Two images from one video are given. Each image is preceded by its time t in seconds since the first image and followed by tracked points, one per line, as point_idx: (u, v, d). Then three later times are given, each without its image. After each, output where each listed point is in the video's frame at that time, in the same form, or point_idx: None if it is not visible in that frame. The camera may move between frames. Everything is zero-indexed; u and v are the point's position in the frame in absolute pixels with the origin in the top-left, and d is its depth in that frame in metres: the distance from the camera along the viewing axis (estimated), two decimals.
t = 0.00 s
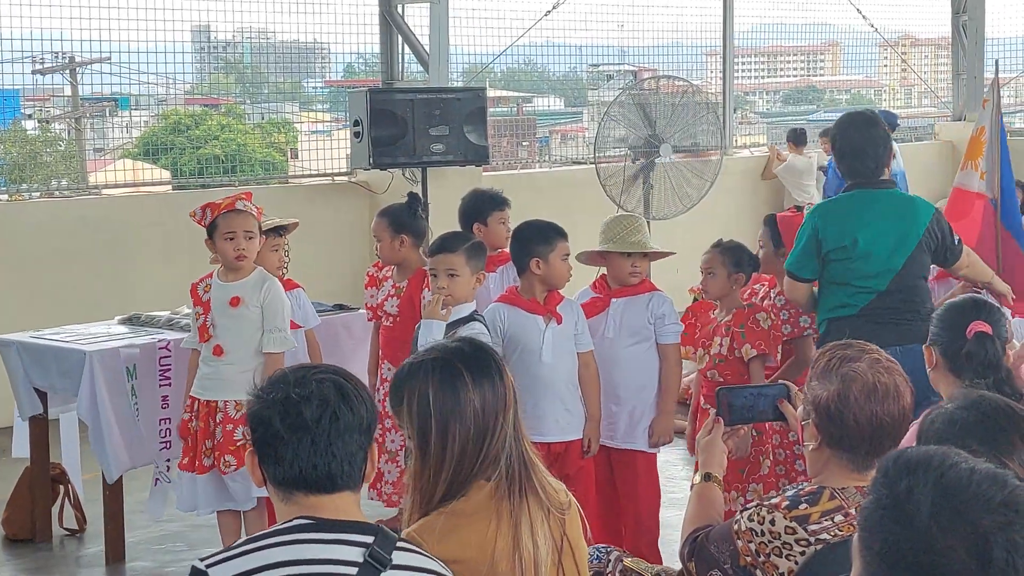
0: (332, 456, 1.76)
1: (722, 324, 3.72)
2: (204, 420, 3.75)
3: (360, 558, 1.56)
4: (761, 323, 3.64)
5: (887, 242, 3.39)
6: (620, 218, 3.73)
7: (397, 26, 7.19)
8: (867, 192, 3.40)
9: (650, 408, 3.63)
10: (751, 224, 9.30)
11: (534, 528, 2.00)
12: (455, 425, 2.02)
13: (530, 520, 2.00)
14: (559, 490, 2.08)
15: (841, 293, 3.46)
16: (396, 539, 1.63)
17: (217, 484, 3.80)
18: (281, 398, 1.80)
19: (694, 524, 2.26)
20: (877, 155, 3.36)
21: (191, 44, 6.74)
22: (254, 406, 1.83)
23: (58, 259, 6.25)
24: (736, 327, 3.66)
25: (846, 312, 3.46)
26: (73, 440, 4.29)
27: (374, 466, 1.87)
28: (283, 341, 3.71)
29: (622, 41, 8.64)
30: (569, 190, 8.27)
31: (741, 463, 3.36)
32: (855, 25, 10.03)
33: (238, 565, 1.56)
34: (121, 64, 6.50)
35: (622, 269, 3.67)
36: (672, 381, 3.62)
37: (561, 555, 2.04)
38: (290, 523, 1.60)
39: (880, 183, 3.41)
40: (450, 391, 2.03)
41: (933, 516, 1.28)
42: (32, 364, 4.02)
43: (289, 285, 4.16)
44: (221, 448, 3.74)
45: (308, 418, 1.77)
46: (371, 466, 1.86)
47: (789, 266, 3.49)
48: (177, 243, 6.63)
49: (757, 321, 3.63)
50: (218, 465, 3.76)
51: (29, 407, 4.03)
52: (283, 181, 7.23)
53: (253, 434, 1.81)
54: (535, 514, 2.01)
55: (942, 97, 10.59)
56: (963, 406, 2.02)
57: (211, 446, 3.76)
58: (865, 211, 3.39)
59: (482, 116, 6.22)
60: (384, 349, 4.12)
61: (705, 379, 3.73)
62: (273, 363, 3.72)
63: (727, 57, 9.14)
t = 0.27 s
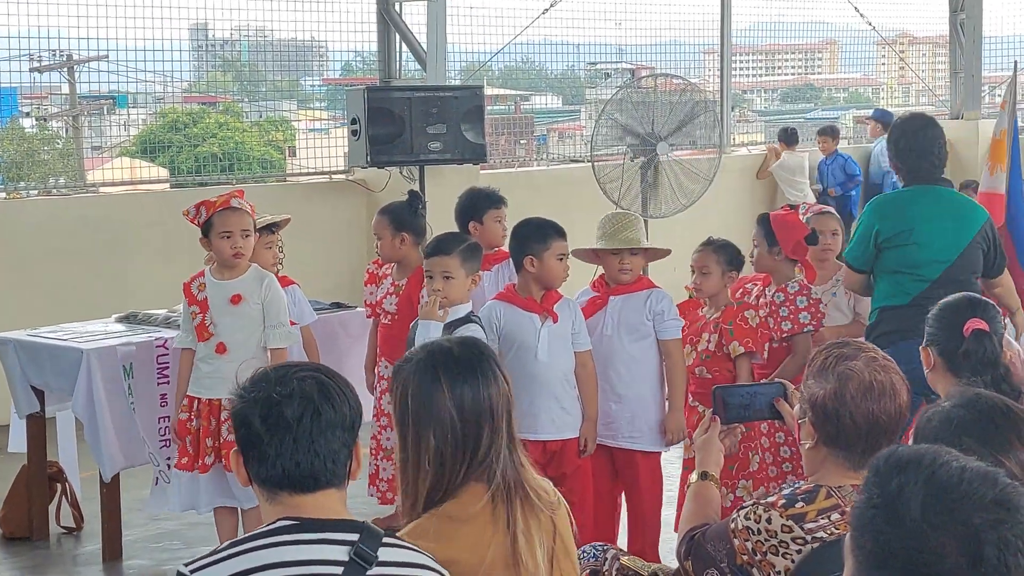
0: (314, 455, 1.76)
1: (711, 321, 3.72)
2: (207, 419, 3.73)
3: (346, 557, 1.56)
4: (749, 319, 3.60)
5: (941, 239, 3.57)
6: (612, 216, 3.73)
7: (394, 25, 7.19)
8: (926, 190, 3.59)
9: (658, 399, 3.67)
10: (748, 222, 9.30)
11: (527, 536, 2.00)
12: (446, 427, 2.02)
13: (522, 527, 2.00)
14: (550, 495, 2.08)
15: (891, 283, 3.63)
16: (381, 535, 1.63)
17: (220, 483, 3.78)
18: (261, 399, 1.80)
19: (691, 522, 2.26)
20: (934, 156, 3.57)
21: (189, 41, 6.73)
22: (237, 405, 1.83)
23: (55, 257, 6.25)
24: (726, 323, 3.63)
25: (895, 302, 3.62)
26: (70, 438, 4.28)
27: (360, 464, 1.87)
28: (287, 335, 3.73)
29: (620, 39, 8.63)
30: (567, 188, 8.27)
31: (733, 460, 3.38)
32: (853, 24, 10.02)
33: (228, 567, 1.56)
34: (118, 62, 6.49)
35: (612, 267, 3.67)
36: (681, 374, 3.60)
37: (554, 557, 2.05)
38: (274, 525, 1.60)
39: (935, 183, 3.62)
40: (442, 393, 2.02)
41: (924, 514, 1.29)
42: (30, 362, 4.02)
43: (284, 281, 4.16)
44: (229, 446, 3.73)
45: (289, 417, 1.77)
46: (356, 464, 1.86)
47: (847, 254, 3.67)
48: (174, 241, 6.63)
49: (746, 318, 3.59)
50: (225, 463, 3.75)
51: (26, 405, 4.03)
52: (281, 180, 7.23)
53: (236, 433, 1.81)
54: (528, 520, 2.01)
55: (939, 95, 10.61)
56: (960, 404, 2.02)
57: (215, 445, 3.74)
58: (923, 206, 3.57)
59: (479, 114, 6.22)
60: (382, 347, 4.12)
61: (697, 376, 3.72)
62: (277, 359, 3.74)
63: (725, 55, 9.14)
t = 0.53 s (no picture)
0: (310, 452, 1.76)
1: (711, 318, 3.71)
2: (214, 416, 3.73)
3: (344, 555, 1.56)
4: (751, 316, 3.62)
5: (970, 228, 3.65)
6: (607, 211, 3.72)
7: (393, 22, 7.18)
8: (959, 181, 3.67)
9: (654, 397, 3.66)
10: (747, 220, 9.31)
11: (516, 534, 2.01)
12: (431, 425, 2.05)
13: (510, 526, 2.01)
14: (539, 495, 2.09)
15: (919, 269, 3.72)
16: (380, 532, 1.63)
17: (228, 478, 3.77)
18: (256, 397, 1.81)
19: (690, 520, 2.27)
20: (970, 148, 3.65)
21: (188, 38, 6.73)
22: (233, 402, 1.84)
23: (54, 253, 6.25)
24: (728, 322, 3.63)
25: (923, 288, 3.70)
26: (68, 434, 4.28)
27: (358, 461, 1.87)
28: (290, 329, 3.78)
29: (619, 36, 8.62)
30: (566, 185, 8.27)
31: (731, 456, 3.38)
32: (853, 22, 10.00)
33: (226, 567, 1.57)
34: (118, 59, 6.49)
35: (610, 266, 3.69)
36: (674, 374, 3.59)
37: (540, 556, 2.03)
38: (272, 523, 1.60)
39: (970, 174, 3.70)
40: (427, 391, 2.06)
41: (921, 510, 1.32)
42: (28, 358, 4.03)
43: (283, 277, 4.15)
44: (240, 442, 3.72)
45: (283, 415, 1.78)
46: (354, 462, 1.86)
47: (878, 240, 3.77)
48: (173, 238, 6.63)
49: (748, 316, 3.60)
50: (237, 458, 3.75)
51: (24, 402, 4.03)
52: (280, 177, 7.23)
53: (232, 432, 1.82)
54: (516, 519, 2.02)
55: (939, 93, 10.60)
56: (957, 401, 2.03)
57: (224, 441, 3.74)
58: (954, 197, 3.65)
59: (478, 111, 6.21)
60: (381, 343, 4.11)
61: (695, 372, 3.73)
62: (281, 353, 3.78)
63: (724, 52, 9.13)
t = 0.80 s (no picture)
0: (309, 451, 1.76)
1: (716, 317, 3.69)
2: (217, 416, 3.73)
3: (344, 553, 1.56)
4: (756, 315, 3.65)
5: (978, 224, 3.65)
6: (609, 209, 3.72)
7: (394, 20, 7.18)
8: (965, 177, 3.66)
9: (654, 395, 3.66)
10: (747, 219, 9.30)
11: (508, 532, 1.98)
12: (421, 425, 2.05)
13: (502, 524, 1.98)
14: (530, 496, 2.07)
15: (927, 267, 3.72)
16: (381, 529, 1.63)
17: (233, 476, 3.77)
18: (255, 396, 1.81)
19: (690, 519, 2.27)
20: (973, 143, 3.65)
21: (188, 36, 6.72)
22: (230, 402, 1.84)
23: (55, 251, 6.25)
24: (735, 321, 3.63)
25: (932, 285, 3.70)
26: (68, 432, 4.28)
27: (356, 459, 1.87)
28: (290, 326, 3.79)
29: (619, 35, 8.62)
30: (566, 184, 8.27)
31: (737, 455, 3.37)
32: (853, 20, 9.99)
33: (223, 563, 1.57)
34: (118, 57, 6.49)
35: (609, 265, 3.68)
36: (661, 377, 3.58)
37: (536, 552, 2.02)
38: (272, 520, 1.61)
39: (975, 168, 3.69)
40: (416, 391, 2.07)
41: (918, 509, 1.34)
42: (29, 356, 4.02)
43: (286, 277, 4.17)
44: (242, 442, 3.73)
45: (281, 414, 1.78)
46: (354, 460, 1.87)
47: (884, 238, 3.78)
48: (173, 235, 6.63)
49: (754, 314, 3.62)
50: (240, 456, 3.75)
51: (24, 399, 4.02)
52: (281, 175, 7.23)
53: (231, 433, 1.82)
54: (508, 518, 2.00)
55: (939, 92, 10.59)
56: (953, 401, 2.02)
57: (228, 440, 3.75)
58: (962, 194, 3.64)
59: (479, 109, 6.21)
60: (380, 341, 4.09)
61: (700, 373, 3.72)
62: (281, 350, 3.79)
63: (725, 51, 9.12)
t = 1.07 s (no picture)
0: (298, 448, 1.76)
1: (722, 315, 3.70)
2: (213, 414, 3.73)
3: (337, 548, 1.56)
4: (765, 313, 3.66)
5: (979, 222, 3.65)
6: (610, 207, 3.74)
7: (394, 18, 7.18)
8: (965, 175, 3.66)
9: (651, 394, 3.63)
10: (747, 217, 9.30)
11: (503, 531, 1.98)
12: (416, 423, 2.05)
13: (497, 522, 1.98)
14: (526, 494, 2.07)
15: (928, 266, 3.73)
16: (374, 526, 1.63)
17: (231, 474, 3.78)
18: (239, 400, 1.81)
19: (689, 516, 2.26)
20: (968, 139, 3.63)
21: (188, 35, 6.72)
22: (217, 407, 1.84)
23: (54, 248, 6.25)
24: (744, 318, 3.65)
25: (933, 285, 3.71)
26: (67, 430, 4.29)
27: (347, 458, 1.87)
28: (286, 324, 3.78)
29: (619, 33, 8.62)
30: (566, 182, 8.27)
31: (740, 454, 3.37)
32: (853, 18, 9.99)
33: (216, 560, 1.57)
34: (118, 55, 6.48)
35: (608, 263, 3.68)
36: (654, 375, 3.56)
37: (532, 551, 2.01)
38: (265, 516, 1.61)
39: (971, 165, 3.68)
40: (410, 389, 2.07)
41: (910, 505, 1.35)
42: (28, 354, 4.02)
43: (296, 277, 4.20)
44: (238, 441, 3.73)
45: (268, 415, 1.78)
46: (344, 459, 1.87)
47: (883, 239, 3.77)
48: (172, 233, 6.63)
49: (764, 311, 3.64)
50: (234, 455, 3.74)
51: (24, 397, 4.02)
52: (281, 173, 7.22)
53: (220, 437, 1.82)
54: (503, 516, 2.00)
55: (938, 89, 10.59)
56: (949, 399, 2.02)
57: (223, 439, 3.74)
58: (961, 192, 3.64)
59: (479, 107, 6.21)
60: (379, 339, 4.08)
61: (705, 371, 3.72)
62: (276, 349, 3.79)
63: (725, 49, 9.11)
